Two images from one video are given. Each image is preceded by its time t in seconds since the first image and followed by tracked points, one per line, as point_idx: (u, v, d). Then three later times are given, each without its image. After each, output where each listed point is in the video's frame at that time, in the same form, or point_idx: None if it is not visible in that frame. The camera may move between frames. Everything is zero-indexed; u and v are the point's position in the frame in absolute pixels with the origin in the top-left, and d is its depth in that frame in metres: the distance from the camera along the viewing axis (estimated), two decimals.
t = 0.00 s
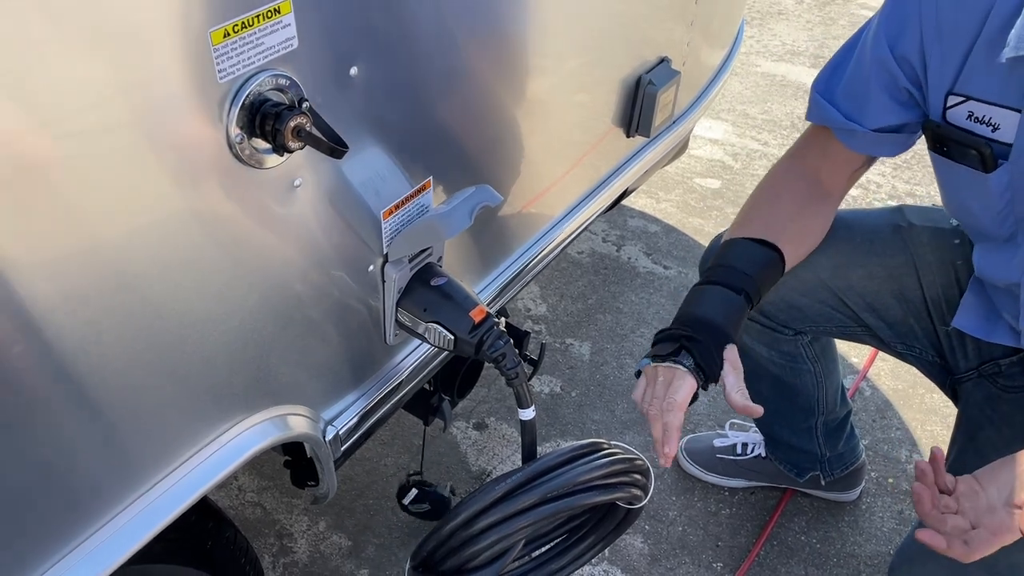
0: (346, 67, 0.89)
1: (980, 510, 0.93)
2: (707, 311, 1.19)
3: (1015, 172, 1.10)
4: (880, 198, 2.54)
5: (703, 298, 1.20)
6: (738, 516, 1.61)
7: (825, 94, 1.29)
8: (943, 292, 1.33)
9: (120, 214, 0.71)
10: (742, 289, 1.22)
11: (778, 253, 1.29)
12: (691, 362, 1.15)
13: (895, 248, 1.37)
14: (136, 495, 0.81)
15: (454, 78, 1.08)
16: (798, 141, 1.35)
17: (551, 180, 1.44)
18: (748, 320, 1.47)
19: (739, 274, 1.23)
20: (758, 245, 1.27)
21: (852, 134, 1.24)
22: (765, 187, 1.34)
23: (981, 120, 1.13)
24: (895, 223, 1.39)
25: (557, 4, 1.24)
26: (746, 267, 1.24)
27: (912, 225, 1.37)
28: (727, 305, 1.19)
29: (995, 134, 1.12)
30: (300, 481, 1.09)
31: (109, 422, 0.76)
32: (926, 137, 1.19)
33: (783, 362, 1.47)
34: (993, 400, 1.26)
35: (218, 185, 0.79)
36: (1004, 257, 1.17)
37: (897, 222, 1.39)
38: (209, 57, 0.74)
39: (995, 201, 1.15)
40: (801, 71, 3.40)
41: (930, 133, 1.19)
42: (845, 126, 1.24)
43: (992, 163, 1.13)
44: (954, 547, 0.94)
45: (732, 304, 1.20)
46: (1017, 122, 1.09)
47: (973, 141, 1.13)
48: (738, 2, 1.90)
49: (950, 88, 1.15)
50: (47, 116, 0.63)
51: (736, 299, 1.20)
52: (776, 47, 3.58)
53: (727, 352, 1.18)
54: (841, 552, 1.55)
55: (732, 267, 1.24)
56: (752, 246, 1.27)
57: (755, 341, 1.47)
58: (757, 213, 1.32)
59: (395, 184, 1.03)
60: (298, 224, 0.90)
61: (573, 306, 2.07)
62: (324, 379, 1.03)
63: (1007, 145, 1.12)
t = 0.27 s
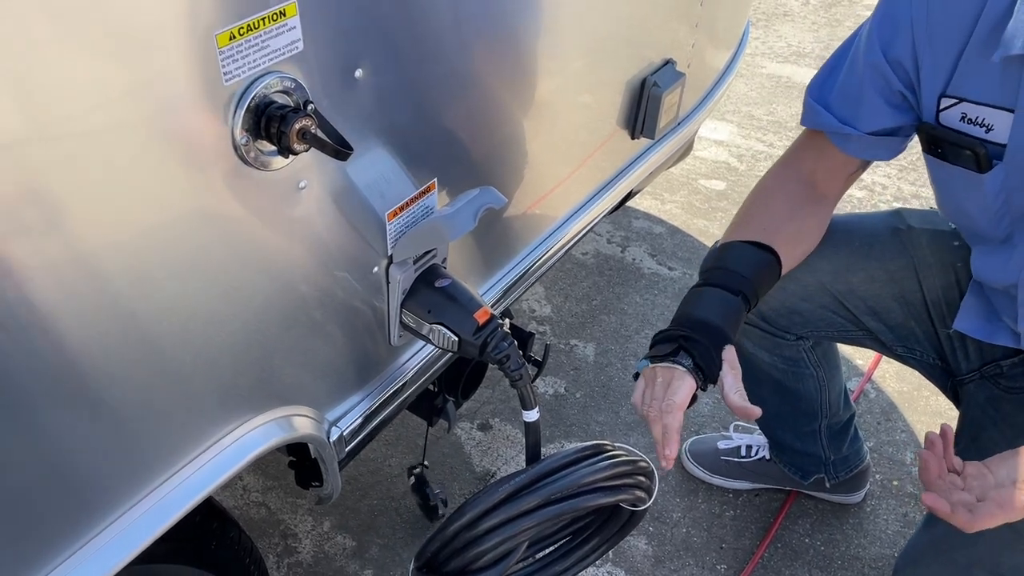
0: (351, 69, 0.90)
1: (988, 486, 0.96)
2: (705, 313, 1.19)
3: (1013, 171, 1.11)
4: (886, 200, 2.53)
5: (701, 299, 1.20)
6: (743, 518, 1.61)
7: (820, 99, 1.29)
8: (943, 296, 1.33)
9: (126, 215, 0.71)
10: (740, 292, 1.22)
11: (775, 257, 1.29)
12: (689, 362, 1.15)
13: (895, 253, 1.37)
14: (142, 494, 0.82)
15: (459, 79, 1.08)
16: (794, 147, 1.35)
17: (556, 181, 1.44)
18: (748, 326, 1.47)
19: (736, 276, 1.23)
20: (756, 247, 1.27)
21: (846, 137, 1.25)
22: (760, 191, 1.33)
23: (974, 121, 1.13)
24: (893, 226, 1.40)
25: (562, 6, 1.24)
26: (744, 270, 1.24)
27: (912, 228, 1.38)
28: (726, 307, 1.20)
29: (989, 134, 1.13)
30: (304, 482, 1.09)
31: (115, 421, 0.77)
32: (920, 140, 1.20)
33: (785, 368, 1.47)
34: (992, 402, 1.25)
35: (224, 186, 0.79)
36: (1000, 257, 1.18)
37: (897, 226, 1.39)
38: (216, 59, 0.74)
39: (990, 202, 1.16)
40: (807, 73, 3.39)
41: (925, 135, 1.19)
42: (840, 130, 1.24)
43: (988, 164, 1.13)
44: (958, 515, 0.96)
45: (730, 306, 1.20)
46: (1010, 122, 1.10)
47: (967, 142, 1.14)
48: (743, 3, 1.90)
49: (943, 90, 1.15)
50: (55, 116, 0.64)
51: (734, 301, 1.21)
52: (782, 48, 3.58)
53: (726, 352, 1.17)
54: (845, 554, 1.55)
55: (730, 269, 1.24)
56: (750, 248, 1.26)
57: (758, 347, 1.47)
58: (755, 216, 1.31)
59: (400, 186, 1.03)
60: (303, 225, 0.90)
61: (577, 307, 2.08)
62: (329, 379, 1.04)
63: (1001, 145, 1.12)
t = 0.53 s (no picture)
0: (357, 71, 0.90)
1: (977, 464, 0.98)
2: (699, 302, 1.19)
3: (1005, 167, 1.11)
4: (891, 201, 2.53)
5: (696, 289, 1.20)
6: (747, 519, 1.61)
7: (814, 99, 1.29)
8: (943, 293, 1.32)
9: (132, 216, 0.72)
10: (734, 283, 1.22)
11: (770, 251, 1.29)
12: (682, 348, 1.15)
13: (895, 252, 1.37)
14: (147, 493, 0.82)
15: (465, 81, 1.08)
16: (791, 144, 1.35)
17: (561, 181, 1.44)
18: (749, 324, 1.46)
19: (731, 268, 1.23)
20: (750, 242, 1.27)
21: (841, 136, 1.24)
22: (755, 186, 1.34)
23: (966, 120, 1.13)
24: (894, 225, 1.40)
25: (568, 7, 1.24)
26: (739, 262, 1.24)
27: (913, 227, 1.38)
28: (721, 298, 1.19)
29: (980, 133, 1.13)
30: (309, 482, 1.09)
31: (119, 421, 0.77)
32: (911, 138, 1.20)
33: (787, 367, 1.47)
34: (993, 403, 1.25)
35: (229, 187, 0.79)
36: (994, 257, 1.18)
37: (896, 224, 1.39)
38: (222, 61, 0.75)
39: (982, 201, 1.16)
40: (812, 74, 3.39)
41: (916, 134, 1.19)
42: (835, 128, 1.24)
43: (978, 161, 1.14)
44: (943, 491, 0.98)
45: (726, 298, 1.20)
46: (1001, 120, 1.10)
47: (957, 140, 1.14)
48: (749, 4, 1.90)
49: (935, 89, 1.15)
50: (61, 117, 0.64)
51: (729, 293, 1.20)
52: (787, 49, 3.57)
53: (720, 340, 1.17)
54: (850, 556, 1.54)
55: (724, 262, 1.24)
56: (744, 244, 1.27)
57: (757, 345, 1.46)
58: (749, 212, 1.31)
59: (405, 187, 1.03)
60: (309, 226, 0.90)
61: (582, 308, 2.07)
62: (334, 380, 1.04)
63: (992, 143, 1.12)
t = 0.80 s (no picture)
0: (362, 70, 0.90)
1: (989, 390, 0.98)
2: (688, 308, 1.18)
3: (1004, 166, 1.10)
4: (896, 201, 2.52)
5: (687, 295, 1.20)
6: (750, 519, 1.60)
7: (816, 97, 1.29)
8: (944, 295, 1.32)
9: (137, 214, 0.72)
10: (727, 287, 1.22)
11: (766, 253, 1.29)
12: (670, 356, 1.13)
13: (898, 252, 1.37)
14: (152, 491, 0.82)
15: (469, 80, 1.08)
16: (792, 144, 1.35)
17: (565, 180, 1.44)
18: (753, 325, 1.46)
19: (725, 271, 1.23)
20: (746, 244, 1.27)
21: (841, 134, 1.24)
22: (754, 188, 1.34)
23: (965, 120, 1.13)
24: (897, 226, 1.39)
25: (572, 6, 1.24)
26: (732, 266, 1.24)
27: (916, 228, 1.38)
28: (713, 303, 1.19)
29: (980, 133, 1.12)
30: (313, 480, 1.10)
31: (125, 419, 0.77)
32: (911, 137, 1.19)
33: (791, 368, 1.47)
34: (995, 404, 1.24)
35: (234, 186, 0.80)
36: (995, 258, 1.17)
37: (901, 226, 1.39)
38: (228, 60, 0.75)
39: (982, 200, 1.15)
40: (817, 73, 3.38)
41: (915, 132, 1.18)
42: (835, 127, 1.24)
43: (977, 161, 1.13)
44: (953, 394, 0.97)
45: (718, 301, 1.19)
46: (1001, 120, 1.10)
47: (957, 139, 1.13)
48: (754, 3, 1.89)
49: (935, 88, 1.15)
50: (67, 117, 0.64)
51: (722, 296, 1.20)
52: (791, 48, 3.57)
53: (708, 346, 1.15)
54: (853, 556, 1.54)
55: (717, 266, 1.24)
56: (740, 245, 1.27)
57: (761, 346, 1.47)
58: (747, 214, 1.32)
59: (410, 186, 1.03)
60: (314, 225, 0.90)
61: (585, 307, 2.07)
62: (338, 379, 1.04)
63: (992, 143, 1.12)
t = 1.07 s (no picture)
0: (367, 64, 0.90)
1: None
2: (698, 304, 1.18)
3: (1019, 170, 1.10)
4: (900, 197, 2.52)
5: (698, 292, 1.20)
6: (754, 515, 1.60)
7: (821, 99, 1.28)
8: (950, 293, 1.32)
9: (144, 210, 0.72)
10: (736, 285, 1.21)
11: (773, 251, 1.29)
12: (684, 354, 1.13)
13: (903, 251, 1.36)
14: (158, 485, 0.83)
15: (474, 75, 1.08)
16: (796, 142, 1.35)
17: (569, 176, 1.44)
18: (756, 325, 1.46)
19: (733, 269, 1.23)
20: (753, 242, 1.27)
21: (847, 138, 1.24)
22: (761, 186, 1.34)
23: (979, 123, 1.12)
24: (901, 224, 1.39)
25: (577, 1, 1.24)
26: (740, 264, 1.24)
27: (920, 226, 1.38)
28: (723, 300, 1.19)
29: (994, 136, 1.12)
30: (317, 475, 1.10)
31: (130, 414, 0.77)
32: (924, 142, 1.19)
33: (795, 368, 1.47)
34: (999, 402, 1.24)
35: (239, 181, 0.80)
36: (1004, 258, 1.18)
37: (903, 224, 1.39)
38: (234, 54, 0.75)
39: (990, 201, 1.16)
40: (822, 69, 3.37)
41: (929, 137, 1.19)
42: (841, 131, 1.24)
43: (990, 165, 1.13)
44: None
45: (728, 299, 1.19)
46: (1016, 124, 1.09)
47: (972, 144, 1.13)
48: None
49: (946, 91, 1.14)
50: (73, 113, 0.64)
51: (732, 294, 1.20)
52: (796, 44, 3.56)
53: (721, 343, 1.16)
54: (857, 553, 1.54)
55: (727, 263, 1.24)
56: (747, 243, 1.27)
57: (765, 346, 1.46)
58: (753, 211, 1.32)
59: (415, 181, 1.03)
60: (319, 220, 0.90)
61: (589, 303, 2.07)
62: (343, 374, 1.04)
63: (1007, 147, 1.11)
